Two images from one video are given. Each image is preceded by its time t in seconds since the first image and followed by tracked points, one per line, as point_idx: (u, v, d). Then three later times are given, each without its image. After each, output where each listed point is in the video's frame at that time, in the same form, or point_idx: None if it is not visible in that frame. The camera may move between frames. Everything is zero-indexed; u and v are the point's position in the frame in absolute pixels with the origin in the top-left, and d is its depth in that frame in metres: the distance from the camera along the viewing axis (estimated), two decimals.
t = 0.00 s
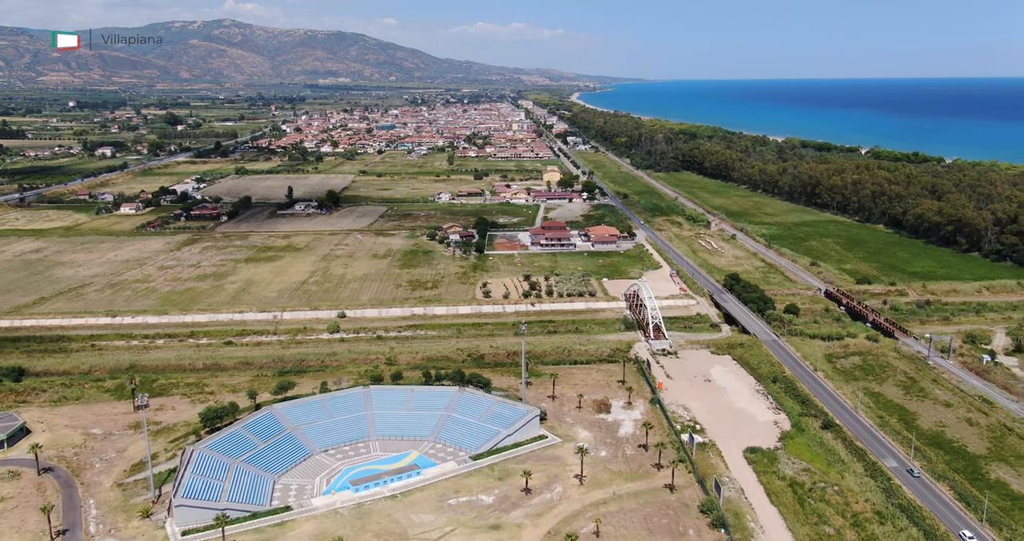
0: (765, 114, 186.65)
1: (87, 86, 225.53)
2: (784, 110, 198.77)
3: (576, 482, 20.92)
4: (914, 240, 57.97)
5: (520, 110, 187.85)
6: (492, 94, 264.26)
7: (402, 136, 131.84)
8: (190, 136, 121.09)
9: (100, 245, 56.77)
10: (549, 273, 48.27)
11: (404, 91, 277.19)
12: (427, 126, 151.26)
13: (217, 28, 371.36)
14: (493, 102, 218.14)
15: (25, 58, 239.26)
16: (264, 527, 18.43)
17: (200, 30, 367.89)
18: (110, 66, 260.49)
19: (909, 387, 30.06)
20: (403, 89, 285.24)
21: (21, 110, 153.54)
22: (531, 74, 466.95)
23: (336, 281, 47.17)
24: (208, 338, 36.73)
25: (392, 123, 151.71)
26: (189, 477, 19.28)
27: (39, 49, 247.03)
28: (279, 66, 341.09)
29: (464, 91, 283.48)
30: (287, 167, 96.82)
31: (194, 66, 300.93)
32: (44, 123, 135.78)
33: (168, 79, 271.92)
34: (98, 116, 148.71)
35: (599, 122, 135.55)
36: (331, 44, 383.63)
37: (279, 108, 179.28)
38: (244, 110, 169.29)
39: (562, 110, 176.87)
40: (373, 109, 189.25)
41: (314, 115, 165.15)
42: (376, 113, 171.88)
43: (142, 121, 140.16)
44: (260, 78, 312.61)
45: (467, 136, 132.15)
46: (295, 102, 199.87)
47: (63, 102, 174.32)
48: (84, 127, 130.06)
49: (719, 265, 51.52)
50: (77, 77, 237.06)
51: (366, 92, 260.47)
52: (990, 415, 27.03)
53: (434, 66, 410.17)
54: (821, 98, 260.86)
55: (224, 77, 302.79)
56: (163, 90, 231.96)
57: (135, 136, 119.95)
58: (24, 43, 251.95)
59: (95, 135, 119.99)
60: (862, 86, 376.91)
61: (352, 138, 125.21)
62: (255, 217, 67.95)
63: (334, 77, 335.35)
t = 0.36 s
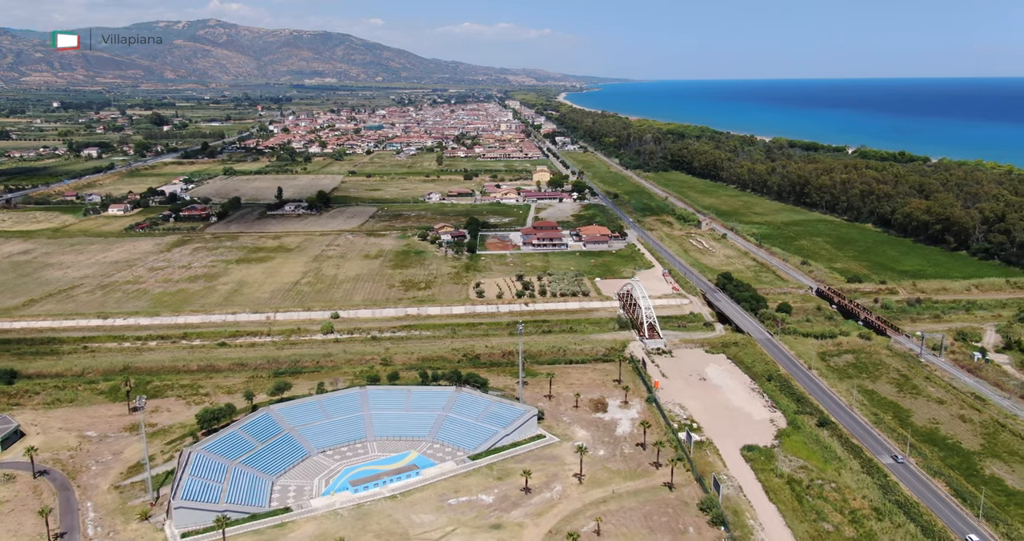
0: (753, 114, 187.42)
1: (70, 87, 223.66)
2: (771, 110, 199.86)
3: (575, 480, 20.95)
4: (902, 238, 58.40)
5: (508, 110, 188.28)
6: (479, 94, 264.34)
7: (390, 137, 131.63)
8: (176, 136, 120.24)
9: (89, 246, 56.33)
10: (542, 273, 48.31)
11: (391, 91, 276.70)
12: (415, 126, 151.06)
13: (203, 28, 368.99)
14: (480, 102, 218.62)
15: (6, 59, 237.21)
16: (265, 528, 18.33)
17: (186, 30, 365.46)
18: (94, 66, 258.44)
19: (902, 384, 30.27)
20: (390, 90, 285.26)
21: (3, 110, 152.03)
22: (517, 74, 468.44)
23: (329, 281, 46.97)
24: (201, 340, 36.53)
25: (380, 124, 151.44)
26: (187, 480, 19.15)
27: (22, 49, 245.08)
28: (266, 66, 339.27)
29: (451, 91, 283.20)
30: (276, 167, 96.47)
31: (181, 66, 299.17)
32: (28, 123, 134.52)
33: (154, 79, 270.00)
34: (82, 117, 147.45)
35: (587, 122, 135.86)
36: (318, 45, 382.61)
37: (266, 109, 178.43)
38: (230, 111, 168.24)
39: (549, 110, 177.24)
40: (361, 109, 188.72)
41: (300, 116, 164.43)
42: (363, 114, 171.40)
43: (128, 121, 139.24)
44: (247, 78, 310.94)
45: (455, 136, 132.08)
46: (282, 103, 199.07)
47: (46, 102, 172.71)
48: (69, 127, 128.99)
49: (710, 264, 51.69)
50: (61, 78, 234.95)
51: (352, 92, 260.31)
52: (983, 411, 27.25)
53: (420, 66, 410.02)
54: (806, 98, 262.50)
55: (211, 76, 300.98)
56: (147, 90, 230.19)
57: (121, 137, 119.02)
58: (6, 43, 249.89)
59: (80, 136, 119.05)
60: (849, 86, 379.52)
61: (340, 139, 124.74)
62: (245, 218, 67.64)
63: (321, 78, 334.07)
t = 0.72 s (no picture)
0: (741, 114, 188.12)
1: (53, 87, 221.60)
2: (759, 110, 201.05)
3: (575, 479, 20.97)
4: (891, 237, 58.83)
5: (496, 110, 188.40)
6: (466, 94, 264.41)
7: (379, 137, 131.32)
8: (163, 137, 119.34)
9: (78, 247, 55.85)
10: (535, 273, 48.33)
11: (378, 91, 276.16)
12: (403, 126, 150.84)
13: (188, 27, 366.48)
14: (467, 102, 218.69)
15: None
16: (265, 529, 18.24)
17: (171, 30, 362.77)
18: (78, 66, 255.92)
19: (896, 382, 30.48)
20: (378, 90, 285.07)
21: None
22: (505, 74, 469.08)
23: (321, 282, 46.79)
24: (194, 341, 36.32)
25: (369, 124, 151.07)
26: (186, 482, 19.02)
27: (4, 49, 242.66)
28: (252, 66, 337.44)
29: (437, 90, 283.13)
30: (264, 168, 96.07)
31: (167, 66, 297.02)
32: (11, 124, 133.11)
33: (139, 79, 267.91)
34: (67, 117, 146.04)
35: (576, 122, 136.09)
36: (306, 44, 381.26)
37: (252, 109, 177.39)
38: (217, 111, 167.22)
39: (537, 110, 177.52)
40: (348, 109, 188.35)
41: (287, 116, 163.62)
42: (350, 114, 170.93)
43: (113, 122, 138.14)
44: (232, 78, 308.76)
45: (443, 136, 132.01)
46: (268, 104, 198.13)
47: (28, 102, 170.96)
48: (53, 128, 127.74)
49: (702, 263, 51.85)
50: (44, 78, 232.66)
51: (339, 92, 259.85)
52: (975, 408, 27.48)
53: (406, 66, 409.99)
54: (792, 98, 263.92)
55: (197, 76, 298.94)
56: (132, 90, 228.68)
57: (106, 137, 118.01)
58: None
59: (65, 137, 117.96)
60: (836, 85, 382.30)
61: (328, 139, 124.27)
62: (234, 218, 67.29)
63: (307, 77, 332.61)
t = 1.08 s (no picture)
0: (729, 114, 188.48)
1: (35, 87, 219.25)
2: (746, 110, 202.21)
3: (574, 478, 20.99)
4: (880, 236, 59.27)
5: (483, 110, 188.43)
6: (452, 95, 264.34)
7: (367, 137, 130.99)
8: (149, 137, 118.47)
9: (66, 249, 55.37)
10: (527, 273, 48.35)
11: (365, 91, 275.38)
12: (392, 126, 150.52)
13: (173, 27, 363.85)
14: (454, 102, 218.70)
15: None
16: (265, 530, 18.15)
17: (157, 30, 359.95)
18: (61, 66, 253.21)
19: (889, 379, 30.69)
20: (366, 90, 284.74)
21: None
22: (490, 74, 471.74)
23: (313, 282, 46.62)
24: (187, 342, 36.09)
25: (357, 125, 150.68)
26: (184, 484, 18.91)
27: None
28: (239, 66, 335.50)
29: (424, 90, 283.03)
30: (251, 168, 95.69)
31: (152, 66, 294.65)
32: None
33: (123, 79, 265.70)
34: (51, 118, 144.57)
35: (564, 122, 136.32)
36: (294, 44, 379.68)
37: (239, 109, 176.53)
38: (203, 112, 166.19)
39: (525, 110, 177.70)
40: (335, 109, 187.62)
41: (274, 116, 162.72)
42: (337, 114, 170.35)
43: (97, 122, 136.92)
44: (218, 77, 306.76)
45: (431, 136, 131.87)
46: (255, 104, 197.14)
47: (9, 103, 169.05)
48: (36, 129, 126.44)
49: (693, 262, 52.04)
50: (26, 78, 230.12)
51: (325, 93, 259.26)
52: (968, 405, 27.70)
53: (393, 67, 409.54)
54: (778, 98, 265.60)
55: (183, 76, 296.91)
56: (116, 91, 226.56)
57: (92, 138, 116.97)
58: None
59: (49, 138, 116.79)
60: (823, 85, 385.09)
61: (316, 139, 123.72)
62: (223, 219, 66.95)
63: (293, 78, 331.10)
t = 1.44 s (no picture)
0: (718, 114, 189.00)
1: (17, 87, 216.74)
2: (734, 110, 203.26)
3: (572, 478, 21.02)
4: (868, 235, 59.73)
5: (471, 110, 188.66)
6: (439, 95, 264.19)
7: (355, 138, 130.58)
8: (135, 138, 117.90)
9: (54, 250, 54.84)
10: (520, 273, 48.37)
11: (352, 92, 274.57)
12: (379, 126, 150.18)
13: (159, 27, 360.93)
14: (441, 102, 219.08)
15: None
16: (264, 532, 18.06)
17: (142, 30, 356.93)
18: (43, 66, 250.34)
19: (882, 377, 30.92)
20: (353, 90, 284.20)
21: None
22: (479, 74, 469.59)
23: (305, 283, 46.43)
24: (180, 344, 35.85)
25: (344, 125, 150.15)
26: (182, 486, 18.81)
27: None
28: (225, 66, 333.48)
29: (411, 90, 282.71)
30: (239, 169, 95.21)
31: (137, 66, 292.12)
32: None
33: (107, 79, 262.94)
34: (34, 118, 142.94)
35: (552, 122, 136.51)
36: (281, 44, 377.85)
37: (224, 109, 175.75)
38: (188, 113, 164.97)
39: (513, 111, 177.89)
40: (322, 110, 186.76)
41: (261, 117, 161.87)
42: (323, 115, 169.60)
43: (82, 123, 135.59)
44: (204, 77, 304.20)
45: (419, 137, 131.69)
46: (240, 104, 195.99)
47: None
48: (19, 130, 125.03)
49: (685, 262, 52.23)
50: (8, 78, 227.39)
51: (311, 93, 258.47)
52: (960, 401, 27.96)
53: (378, 67, 409.02)
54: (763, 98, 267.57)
55: (169, 75, 294.61)
56: (100, 91, 224.48)
57: (76, 139, 115.81)
58: None
59: (33, 138, 115.54)
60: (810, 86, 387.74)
61: (303, 140, 123.18)
62: (212, 220, 66.57)
63: (278, 78, 329.22)
